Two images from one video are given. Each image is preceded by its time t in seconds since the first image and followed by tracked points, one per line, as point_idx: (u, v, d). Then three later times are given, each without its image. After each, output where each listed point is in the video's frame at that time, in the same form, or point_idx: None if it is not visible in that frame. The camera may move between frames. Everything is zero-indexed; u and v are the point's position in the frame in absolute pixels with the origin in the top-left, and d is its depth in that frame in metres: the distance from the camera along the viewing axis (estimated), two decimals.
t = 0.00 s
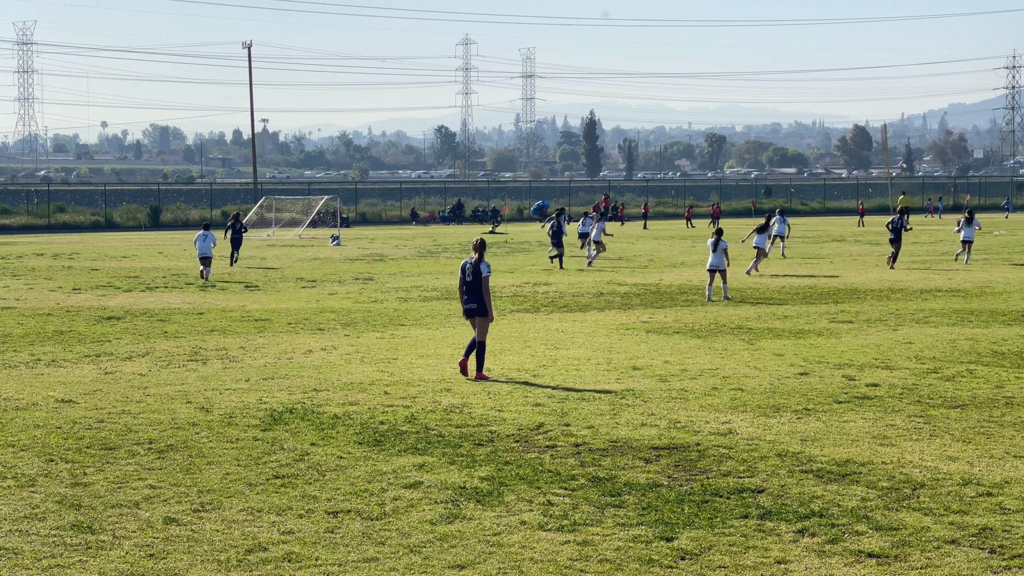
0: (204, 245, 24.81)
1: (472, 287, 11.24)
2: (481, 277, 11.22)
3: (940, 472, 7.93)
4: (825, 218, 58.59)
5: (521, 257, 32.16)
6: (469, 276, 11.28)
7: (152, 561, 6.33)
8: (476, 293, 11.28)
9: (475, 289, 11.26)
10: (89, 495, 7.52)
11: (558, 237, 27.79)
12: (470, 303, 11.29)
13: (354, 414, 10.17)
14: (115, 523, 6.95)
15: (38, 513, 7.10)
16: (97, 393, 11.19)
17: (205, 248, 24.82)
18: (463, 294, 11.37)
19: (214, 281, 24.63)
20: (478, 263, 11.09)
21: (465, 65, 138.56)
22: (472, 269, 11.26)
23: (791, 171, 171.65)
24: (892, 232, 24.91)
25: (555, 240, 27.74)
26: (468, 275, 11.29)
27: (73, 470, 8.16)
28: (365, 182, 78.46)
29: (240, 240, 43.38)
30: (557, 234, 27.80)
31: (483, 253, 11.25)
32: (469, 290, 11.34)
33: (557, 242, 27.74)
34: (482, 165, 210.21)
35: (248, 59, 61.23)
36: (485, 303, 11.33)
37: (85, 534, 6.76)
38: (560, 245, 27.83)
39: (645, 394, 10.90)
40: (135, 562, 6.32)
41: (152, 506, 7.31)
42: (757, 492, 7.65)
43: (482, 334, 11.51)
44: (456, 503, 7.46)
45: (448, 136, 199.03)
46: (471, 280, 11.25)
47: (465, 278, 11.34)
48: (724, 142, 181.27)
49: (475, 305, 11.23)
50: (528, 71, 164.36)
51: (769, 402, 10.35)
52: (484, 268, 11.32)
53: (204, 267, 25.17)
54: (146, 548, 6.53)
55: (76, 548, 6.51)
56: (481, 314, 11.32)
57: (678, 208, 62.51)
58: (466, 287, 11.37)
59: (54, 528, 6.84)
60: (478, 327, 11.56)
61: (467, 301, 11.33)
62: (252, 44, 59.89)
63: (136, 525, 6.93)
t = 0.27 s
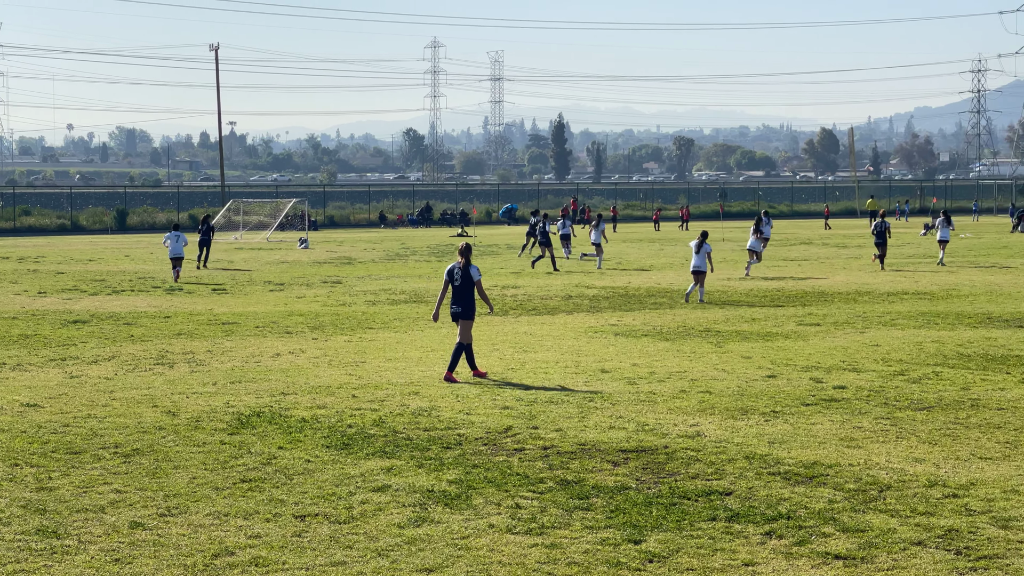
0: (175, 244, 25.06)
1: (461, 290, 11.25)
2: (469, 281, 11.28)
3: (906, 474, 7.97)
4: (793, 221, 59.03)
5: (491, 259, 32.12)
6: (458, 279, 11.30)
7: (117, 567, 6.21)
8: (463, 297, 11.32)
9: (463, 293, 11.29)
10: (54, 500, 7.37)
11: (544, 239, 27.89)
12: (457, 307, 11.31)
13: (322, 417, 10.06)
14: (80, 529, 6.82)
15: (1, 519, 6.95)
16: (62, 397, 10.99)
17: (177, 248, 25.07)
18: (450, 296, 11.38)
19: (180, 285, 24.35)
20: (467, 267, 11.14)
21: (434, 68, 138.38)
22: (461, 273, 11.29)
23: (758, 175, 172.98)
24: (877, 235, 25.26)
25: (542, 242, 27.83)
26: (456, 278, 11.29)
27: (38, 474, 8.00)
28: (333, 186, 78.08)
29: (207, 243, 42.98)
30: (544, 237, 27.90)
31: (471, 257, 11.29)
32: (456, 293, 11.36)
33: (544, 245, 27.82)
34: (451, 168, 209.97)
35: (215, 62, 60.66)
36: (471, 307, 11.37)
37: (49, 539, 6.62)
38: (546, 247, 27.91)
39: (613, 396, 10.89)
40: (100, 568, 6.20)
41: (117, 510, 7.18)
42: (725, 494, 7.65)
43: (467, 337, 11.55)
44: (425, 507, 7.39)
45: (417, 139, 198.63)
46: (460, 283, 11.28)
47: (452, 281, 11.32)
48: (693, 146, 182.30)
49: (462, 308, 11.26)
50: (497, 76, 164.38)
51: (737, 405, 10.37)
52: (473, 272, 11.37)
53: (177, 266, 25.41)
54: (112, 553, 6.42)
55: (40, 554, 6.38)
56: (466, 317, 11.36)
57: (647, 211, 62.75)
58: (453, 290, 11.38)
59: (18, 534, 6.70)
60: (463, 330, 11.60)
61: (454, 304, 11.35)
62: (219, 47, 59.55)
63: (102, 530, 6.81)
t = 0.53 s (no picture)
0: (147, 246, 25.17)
1: (447, 289, 11.31)
2: (454, 279, 11.33)
3: (874, 475, 8.01)
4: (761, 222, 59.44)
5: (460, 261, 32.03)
6: (443, 277, 11.34)
7: (83, 571, 6.10)
8: (449, 294, 11.38)
9: (448, 291, 11.35)
10: (19, 503, 7.23)
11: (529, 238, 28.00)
12: (444, 305, 11.37)
13: (290, 419, 9.95)
14: (46, 532, 6.69)
15: None
16: (27, 400, 10.79)
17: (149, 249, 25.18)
18: (437, 295, 11.41)
19: (147, 287, 24.04)
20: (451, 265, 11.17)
21: (403, 70, 137.94)
22: (445, 272, 11.32)
23: (727, 177, 174.05)
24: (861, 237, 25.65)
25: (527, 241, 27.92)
26: (441, 277, 11.33)
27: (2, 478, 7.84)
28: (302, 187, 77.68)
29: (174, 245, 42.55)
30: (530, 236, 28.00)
31: (453, 254, 11.32)
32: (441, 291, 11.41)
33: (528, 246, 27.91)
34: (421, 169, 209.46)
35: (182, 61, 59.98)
36: (457, 303, 11.45)
37: (14, 544, 6.49)
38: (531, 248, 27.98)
39: (583, 398, 10.87)
40: (66, 571, 6.09)
41: (84, 513, 7.06)
42: (694, 496, 7.64)
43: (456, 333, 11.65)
44: (394, 509, 7.32)
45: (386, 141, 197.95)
46: (445, 282, 11.32)
47: (438, 279, 11.37)
48: (661, 148, 183.03)
49: (450, 307, 11.33)
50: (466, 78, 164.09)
51: (706, 406, 10.38)
52: (456, 269, 11.40)
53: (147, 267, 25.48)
54: (79, 556, 6.30)
55: (4, 558, 6.25)
56: (455, 315, 11.45)
57: (616, 212, 62.90)
58: (438, 288, 11.41)
59: None
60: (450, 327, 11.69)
61: (440, 303, 11.41)
62: (187, 47, 58.86)
63: (68, 533, 6.68)
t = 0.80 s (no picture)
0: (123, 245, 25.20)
1: (436, 290, 11.32)
2: (444, 280, 11.34)
3: (846, 475, 8.05)
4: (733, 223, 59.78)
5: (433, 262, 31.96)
6: (432, 279, 11.35)
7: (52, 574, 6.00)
8: (439, 296, 11.38)
9: (438, 292, 11.36)
10: None
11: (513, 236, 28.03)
12: (434, 306, 11.39)
13: (262, 420, 9.85)
14: (15, 535, 6.58)
15: None
16: None
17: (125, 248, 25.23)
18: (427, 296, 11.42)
19: (118, 288, 23.77)
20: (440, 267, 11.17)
21: (375, 71, 137.39)
22: (434, 274, 11.33)
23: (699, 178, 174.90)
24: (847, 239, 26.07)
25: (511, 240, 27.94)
26: (430, 279, 11.34)
27: None
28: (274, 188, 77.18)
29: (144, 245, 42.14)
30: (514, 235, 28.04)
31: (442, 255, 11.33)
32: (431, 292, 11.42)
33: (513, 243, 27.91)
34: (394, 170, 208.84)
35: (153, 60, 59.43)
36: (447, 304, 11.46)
37: None
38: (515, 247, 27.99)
39: (556, 399, 10.86)
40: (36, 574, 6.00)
41: (54, 516, 6.95)
42: (666, 497, 7.64)
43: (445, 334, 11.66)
44: (366, 510, 7.26)
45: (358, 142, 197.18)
46: (434, 283, 11.33)
47: (427, 281, 11.37)
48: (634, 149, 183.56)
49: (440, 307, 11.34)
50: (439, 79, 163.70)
51: (678, 406, 10.40)
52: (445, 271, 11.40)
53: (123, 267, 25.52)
54: (49, 559, 6.21)
55: None
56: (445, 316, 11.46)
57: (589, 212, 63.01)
58: (428, 290, 11.42)
59: None
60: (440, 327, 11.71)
61: (429, 304, 11.43)
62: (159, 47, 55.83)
63: (38, 536, 6.57)
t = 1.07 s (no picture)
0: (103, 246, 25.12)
1: (429, 287, 11.30)
2: (437, 278, 11.35)
3: (820, 474, 8.07)
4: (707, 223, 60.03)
5: (408, 262, 31.86)
6: (425, 277, 11.35)
7: None
8: (432, 294, 11.36)
9: (431, 289, 11.34)
10: None
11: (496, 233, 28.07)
12: (426, 303, 11.34)
13: (236, 421, 9.75)
14: None
15: None
16: None
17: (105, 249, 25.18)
18: (418, 295, 11.39)
19: (90, 289, 23.50)
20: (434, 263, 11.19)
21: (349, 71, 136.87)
22: (428, 271, 11.35)
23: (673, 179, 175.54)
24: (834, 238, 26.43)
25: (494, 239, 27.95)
26: (423, 276, 11.34)
27: None
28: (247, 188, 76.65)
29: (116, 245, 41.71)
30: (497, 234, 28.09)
31: (436, 254, 11.38)
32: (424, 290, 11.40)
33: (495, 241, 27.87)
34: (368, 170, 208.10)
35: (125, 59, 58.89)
36: (439, 303, 11.42)
37: None
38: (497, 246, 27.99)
39: (531, 399, 10.83)
40: None
41: (25, 518, 6.83)
42: (642, 496, 7.63)
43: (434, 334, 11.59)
44: (341, 511, 7.19)
45: (332, 142, 196.34)
46: (427, 280, 11.33)
47: (420, 278, 11.36)
48: (608, 150, 183.94)
49: (432, 304, 11.29)
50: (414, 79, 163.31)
51: (653, 406, 10.41)
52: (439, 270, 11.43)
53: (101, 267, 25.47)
54: (20, 561, 6.11)
55: None
56: (436, 314, 11.40)
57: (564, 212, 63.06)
58: (420, 288, 11.40)
59: None
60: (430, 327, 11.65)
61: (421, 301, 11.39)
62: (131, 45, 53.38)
63: (9, 538, 6.47)
